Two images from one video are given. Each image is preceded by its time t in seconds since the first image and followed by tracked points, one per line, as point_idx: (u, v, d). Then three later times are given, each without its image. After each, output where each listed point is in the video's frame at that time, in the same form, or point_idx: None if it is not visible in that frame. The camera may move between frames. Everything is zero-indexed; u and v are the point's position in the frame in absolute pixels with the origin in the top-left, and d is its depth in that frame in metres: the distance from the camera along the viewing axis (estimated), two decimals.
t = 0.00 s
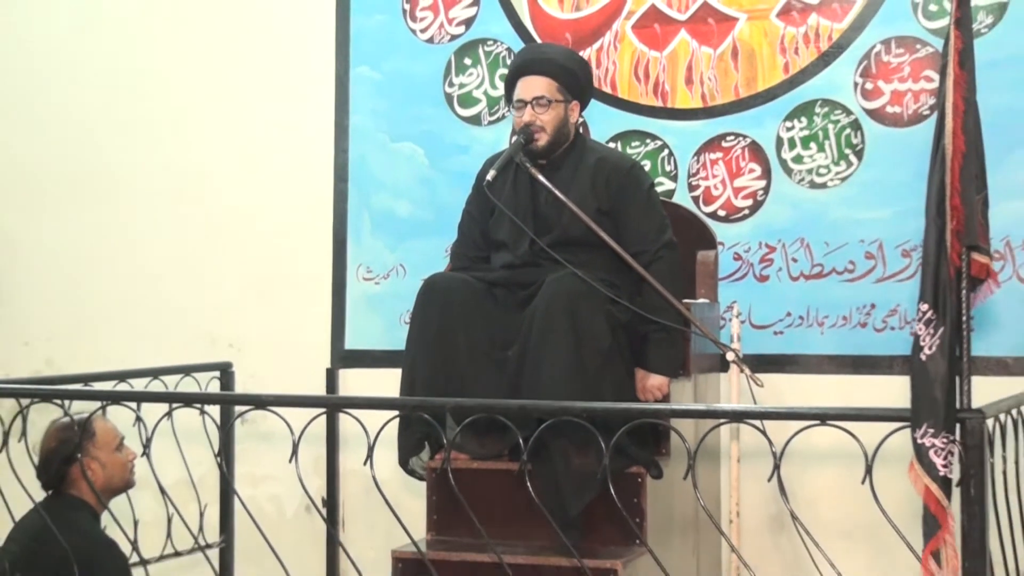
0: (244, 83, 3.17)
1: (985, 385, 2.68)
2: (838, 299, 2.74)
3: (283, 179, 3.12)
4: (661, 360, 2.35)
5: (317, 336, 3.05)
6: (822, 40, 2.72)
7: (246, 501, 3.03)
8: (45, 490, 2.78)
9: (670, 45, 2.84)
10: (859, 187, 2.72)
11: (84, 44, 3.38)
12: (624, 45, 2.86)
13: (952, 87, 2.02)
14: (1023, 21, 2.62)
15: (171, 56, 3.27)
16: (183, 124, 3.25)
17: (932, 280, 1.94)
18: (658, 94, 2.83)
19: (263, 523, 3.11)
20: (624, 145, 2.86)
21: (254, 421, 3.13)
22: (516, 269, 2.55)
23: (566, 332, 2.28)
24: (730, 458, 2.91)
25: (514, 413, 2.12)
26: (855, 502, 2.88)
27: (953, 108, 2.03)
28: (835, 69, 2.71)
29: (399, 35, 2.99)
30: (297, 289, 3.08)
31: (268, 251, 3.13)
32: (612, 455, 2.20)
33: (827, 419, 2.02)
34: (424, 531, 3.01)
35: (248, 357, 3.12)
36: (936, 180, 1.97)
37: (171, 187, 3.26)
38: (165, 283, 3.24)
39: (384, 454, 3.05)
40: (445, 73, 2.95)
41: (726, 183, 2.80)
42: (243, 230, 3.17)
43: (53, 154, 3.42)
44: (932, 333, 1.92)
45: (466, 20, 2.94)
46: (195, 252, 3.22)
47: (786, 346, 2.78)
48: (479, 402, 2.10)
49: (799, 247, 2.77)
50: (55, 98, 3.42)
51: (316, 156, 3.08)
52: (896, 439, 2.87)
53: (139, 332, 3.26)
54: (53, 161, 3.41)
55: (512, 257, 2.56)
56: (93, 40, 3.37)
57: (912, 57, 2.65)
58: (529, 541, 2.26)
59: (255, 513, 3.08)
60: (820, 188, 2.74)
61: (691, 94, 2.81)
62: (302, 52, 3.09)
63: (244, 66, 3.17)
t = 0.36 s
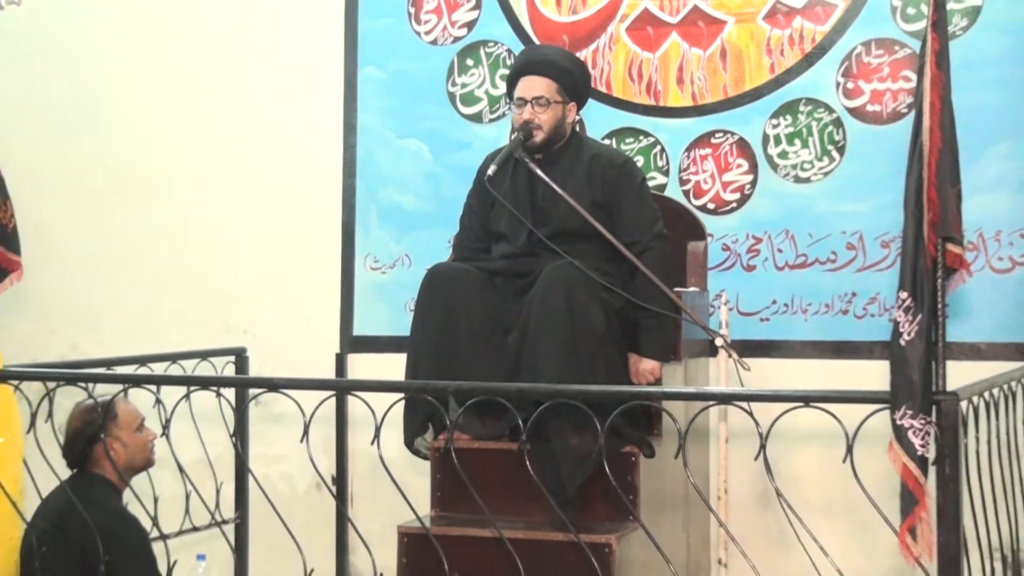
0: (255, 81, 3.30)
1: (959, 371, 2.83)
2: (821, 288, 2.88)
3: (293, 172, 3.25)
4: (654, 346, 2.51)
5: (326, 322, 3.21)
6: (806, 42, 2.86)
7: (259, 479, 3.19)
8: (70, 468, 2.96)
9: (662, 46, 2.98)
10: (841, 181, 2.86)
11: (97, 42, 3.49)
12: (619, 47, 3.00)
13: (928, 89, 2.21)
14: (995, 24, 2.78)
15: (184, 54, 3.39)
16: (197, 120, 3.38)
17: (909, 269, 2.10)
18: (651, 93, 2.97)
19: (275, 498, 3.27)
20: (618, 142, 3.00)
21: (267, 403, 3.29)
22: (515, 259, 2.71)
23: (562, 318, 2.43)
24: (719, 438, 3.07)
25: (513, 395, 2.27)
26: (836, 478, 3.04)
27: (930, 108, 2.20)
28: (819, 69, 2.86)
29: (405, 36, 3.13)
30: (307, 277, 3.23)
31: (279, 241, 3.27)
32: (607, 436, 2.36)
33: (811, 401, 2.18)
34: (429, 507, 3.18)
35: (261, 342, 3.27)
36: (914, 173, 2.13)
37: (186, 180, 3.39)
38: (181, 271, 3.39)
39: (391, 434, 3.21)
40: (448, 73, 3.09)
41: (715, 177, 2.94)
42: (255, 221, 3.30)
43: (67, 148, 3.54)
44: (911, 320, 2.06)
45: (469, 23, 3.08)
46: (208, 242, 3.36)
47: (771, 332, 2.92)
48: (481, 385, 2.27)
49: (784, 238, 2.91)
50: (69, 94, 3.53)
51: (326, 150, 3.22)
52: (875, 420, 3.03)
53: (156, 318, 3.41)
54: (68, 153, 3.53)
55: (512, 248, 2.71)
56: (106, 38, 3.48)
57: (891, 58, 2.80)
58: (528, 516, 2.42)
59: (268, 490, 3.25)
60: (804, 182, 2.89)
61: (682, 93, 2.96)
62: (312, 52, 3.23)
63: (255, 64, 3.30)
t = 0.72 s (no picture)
0: (267, 78, 3.43)
1: (938, 350, 3.00)
2: (806, 275, 3.03)
3: (304, 165, 3.39)
4: (648, 329, 2.66)
5: (334, 309, 3.35)
6: (792, 41, 3.01)
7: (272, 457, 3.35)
8: (94, 446, 3.13)
9: (655, 45, 3.12)
10: (826, 174, 3.01)
11: (112, 39, 3.63)
12: (614, 46, 3.14)
13: (909, 86, 2.21)
14: (970, 24, 2.92)
15: (198, 51, 3.52)
16: (210, 114, 3.51)
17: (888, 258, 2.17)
18: (644, 90, 3.12)
19: (287, 474, 3.44)
20: (613, 136, 3.14)
21: (279, 385, 3.45)
22: (516, 248, 2.87)
23: (561, 304, 2.59)
24: (709, 417, 3.23)
25: (514, 377, 2.43)
26: (820, 455, 3.20)
27: (907, 103, 2.22)
28: (804, 68, 3.00)
29: (410, 35, 3.26)
30: (316, 264, 3.37)
31: (289, 230, 3.41)
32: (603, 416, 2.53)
33: (796, 381, 2.36)
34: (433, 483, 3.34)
35: (272, 327, 3.42)
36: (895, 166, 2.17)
37: (200, 172, 3.52)
38: (195, 259, 3.53)
39: (397, 414, 3.37)
40: (450, 71, 3.23)
41: (706, 170, 3.08)
42: (267, 210, 3.44)
43: (83, 142, 3.67)
44: (889, 304, 2.17)
45: (470, 23, 3.22)
46: (220, 232, 3.50)
47: (759, 317, 3.07)
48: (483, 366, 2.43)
49: (771, 228, 3.06)
50: (87, 90, 3.67)
51: (334, 144, 3.35)
52: (857, 400, 3.21)
53: (171, 305, 3.55)
54: (86, 147, 3.67)
55: (512, 237, 2.88)
56: (122, 36, 3.62)
57: (872, 56, 2.94)
58: (527, 491, 2.57)
59: (280, 467, 3.41)
60: (791, 175, 3.03)
61: (674, 89, 3.10)
62: (321, 50, 3.36)
63: (267, 61, 3.43)
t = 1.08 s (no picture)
0: (275, 74, 3.55)
1: (917, 335, 3.17)
2: (793, 262, 3.18)
3: (311, 157, 3.51)
4: (642, 314, 2.82)
5: (341, 297, 3.48)
6: (780, 41, 3.15)
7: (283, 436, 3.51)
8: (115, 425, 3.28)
9: (648, 45, 3.26)
10: (812, 166, 3.15)
11: (124, 35, 3.74)
12: (609, 45, 3.28)
13: (889, 83, 2.31)
14: (948, 24, 3.07)
15: (208, 48, 3.64)
16: (220, 109, 3.63)
17: (872, 247, 2.30)
18: (639, 87, 3.26)
19: (297, 453, 3.59)
20: (609, 132, 3.28)
21: (288, 368, 3.59)
22: (515, 237, 3.04)
23: (557, 289, 2.75)
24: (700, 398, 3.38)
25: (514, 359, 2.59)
26: (806, 434, 3.37)
27: (888, 100, 2.32)
28: (791, 66, 3.15)
29: (415, 35, 3.39)
30: (323, 252, 3.50)
31: (297, 220, 3.54)
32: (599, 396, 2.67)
33: (782, 364, 2.52)
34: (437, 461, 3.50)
35: (281, 313, 3.55)
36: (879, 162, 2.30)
37: (210, 164, 3.65)
38: (206, 248, 3.66)
39: (402, 396, 3.53)
40: (453, 69, 3.36)
41: (698, 163, 3.22)
42: (275, 201, 3.57)
43: (96, 133, 3.78)
44: (872, 291, 2.30)
45: (472, 24, 3.36)
46: (231, 222, 3.63)
47: (748, 303, 3.21)
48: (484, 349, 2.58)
49: (760, 218, 3.20)
50: (99, 84, 3.78)
51: (340, 138, 3.48)
52: (841, 381, 3.37)
53: (183, 292, 3.68)
54: (98, 140, 3.78)
55: (512, 227, 3.05)
56: (133, 31, 3.73)
57: (855, 55, 3.09)
58: (528, 468, 2.75)
59: (291, 446, 3.57)
60: (778, 168, 3.17)
61: (667, 87, 3.24)
62: (328, 48, 3.48)
63: (276, 58, 3.55)
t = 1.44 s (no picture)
0: (286, 73, 3.72)
1: (896, 320, 3.35)
2: (779, 252, 3.33)
3: (321, 152, 3.68)
4: (636, 303, 2.99)
5: (350, 285, 3.65)
6: (766, 42, 3.29)
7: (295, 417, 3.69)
8: (135, 407, 3.46)
9: (641, 45, 3.41)
10: (796, 161, 3.31)
11: (141, 33, 3.90)
12: (604, 46, 3.44)
13: (870, 83, 2.50)
14: (926, 25, 3.23)
15: (221, 48, 3.80)
16: (233, 106, 3.79)
17: (853, 236, 2.49)
18: (632, 86, 3.41)
19: (308, 433, 3.77)
20: (604, 128, 3.45)
21: (299, 353, 3.77)
22: (515, 227, 3.22)
23: (556, 279, 2.93)
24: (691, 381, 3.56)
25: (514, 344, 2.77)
26: (792, 415, 3.55)
27: (870, 99, 2.51)
28: (777, 65, 3.29)
29: (419, 36, 3.55)
30: (332, 242, 3.67)
31: (307, 212, 3.71)
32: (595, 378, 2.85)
33: (768, 349, 2.68)
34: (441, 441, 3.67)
35: (293, 301, 3.73)
36: (858, 155, 2.48)
37: (223, 158, 3.82)
38: (220, 237, 3.83)
39: (408, 379, 3.70)
40: (456, 68, 3.52)
41: (689, 158, 3.39)
42: (286, 193, 3.74)
43: (115, 127, 3.95)
44: (854, 279, 2.48)
45: (474, 26, 3.51)
46: (244, 212, 3.79)
47: (736, 290, 3.38)
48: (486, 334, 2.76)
49: (748, 210, 3.35)
50: (117, 82, 3.94)
51: (349, 133, 3.64)
52: (825, 365, 3.54)
53: (198, 280, 3.86)
54: (115, 135, 3.95)
55: (513, 218, 3.22)
56: (151, 29, 3.89)
57: (838, 55, 3.24)
58: (526, 447, 2.92)
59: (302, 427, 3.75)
60: (766, 162, 3.33)
61: (659, 85, 3.40)
62: (336, 48, 3.64)
63: (286, 57, 3.71)
